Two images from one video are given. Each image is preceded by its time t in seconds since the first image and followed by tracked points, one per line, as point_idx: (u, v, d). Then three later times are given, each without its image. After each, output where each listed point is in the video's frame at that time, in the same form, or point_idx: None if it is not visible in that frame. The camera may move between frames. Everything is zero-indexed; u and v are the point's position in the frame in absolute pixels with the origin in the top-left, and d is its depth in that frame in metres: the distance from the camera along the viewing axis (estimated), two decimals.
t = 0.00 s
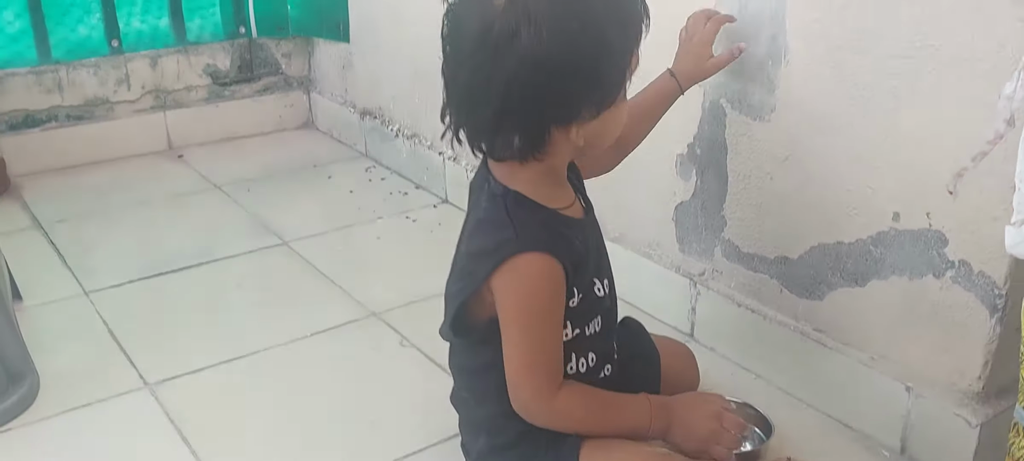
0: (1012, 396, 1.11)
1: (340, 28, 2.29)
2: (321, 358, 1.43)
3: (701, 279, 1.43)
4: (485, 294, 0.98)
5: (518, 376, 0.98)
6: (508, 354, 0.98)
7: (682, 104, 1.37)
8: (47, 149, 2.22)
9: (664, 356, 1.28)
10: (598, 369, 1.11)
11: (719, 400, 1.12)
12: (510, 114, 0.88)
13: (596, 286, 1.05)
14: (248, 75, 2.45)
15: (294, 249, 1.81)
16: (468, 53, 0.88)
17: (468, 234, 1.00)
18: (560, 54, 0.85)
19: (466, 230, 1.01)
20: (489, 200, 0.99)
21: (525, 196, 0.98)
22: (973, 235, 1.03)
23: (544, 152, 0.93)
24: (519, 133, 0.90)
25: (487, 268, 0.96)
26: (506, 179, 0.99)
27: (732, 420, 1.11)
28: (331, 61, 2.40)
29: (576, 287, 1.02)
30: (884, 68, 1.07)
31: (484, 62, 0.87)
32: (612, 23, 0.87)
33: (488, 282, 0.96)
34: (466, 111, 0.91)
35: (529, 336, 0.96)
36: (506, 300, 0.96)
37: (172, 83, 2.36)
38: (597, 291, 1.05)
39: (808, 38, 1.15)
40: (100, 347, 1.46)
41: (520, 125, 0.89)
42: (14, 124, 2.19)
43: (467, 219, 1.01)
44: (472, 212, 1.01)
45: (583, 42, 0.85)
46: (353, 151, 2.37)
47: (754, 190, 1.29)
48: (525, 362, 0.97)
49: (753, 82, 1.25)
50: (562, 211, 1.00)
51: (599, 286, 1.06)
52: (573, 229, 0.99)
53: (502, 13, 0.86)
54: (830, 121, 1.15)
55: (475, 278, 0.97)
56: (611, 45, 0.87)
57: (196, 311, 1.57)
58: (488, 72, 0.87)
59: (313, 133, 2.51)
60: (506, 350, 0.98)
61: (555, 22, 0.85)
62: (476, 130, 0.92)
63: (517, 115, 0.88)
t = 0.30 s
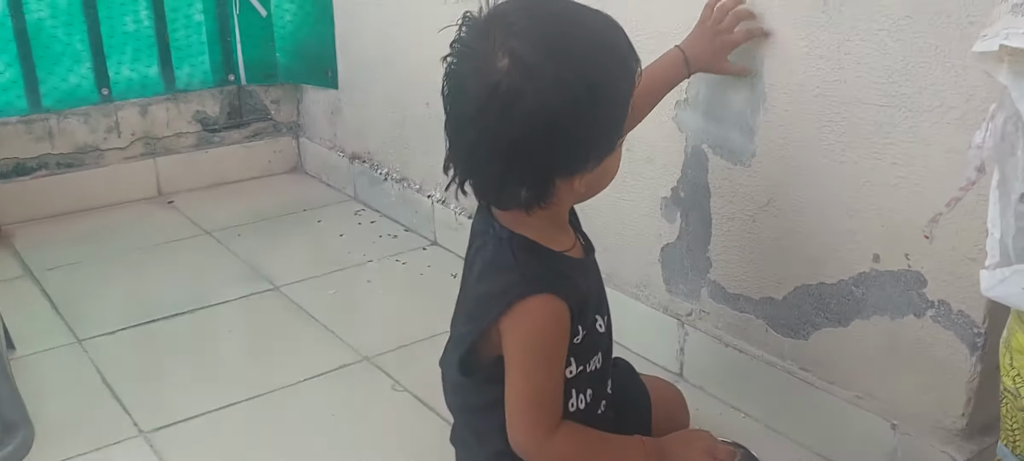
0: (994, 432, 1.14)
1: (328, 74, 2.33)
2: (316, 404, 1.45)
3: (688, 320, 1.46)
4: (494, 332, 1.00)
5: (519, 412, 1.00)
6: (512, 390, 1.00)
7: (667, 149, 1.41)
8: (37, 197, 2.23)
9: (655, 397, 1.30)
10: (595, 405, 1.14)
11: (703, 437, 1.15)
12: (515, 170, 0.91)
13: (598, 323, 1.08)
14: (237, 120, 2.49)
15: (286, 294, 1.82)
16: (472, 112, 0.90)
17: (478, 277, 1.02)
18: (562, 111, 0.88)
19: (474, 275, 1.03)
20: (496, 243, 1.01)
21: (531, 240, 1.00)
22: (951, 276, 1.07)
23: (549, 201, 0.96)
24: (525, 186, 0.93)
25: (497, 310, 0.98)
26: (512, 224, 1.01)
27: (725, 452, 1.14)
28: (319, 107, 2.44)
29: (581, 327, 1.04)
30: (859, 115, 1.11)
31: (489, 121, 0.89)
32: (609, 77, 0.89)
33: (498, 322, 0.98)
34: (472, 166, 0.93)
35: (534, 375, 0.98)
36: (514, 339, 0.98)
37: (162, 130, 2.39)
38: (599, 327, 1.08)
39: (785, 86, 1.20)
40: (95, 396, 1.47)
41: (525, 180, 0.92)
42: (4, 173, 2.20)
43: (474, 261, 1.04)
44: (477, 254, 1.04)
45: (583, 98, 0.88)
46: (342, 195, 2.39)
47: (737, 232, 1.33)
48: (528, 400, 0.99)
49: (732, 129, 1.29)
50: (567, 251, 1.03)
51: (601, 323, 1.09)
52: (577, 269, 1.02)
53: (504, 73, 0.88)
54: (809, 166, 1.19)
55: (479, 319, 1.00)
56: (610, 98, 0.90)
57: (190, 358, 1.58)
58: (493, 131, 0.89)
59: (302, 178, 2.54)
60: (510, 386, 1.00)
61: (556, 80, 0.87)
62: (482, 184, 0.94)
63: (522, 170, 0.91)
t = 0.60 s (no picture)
0: (951, 429, 1.15)
1: (280, 84, 2.29)
2: (273, 423, 1.41)
3: (647, 324, 1.45)
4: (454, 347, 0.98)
5: (477, 430, 0.98)
6: (470, 406, 0.98)
7: (621, 154, 1.40)
8: None
9: (617, 405, 1.29)
10: (556, 416, 1.13)
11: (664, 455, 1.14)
12: (466, 190, 0.90)
13: (559, 336, 1.07)
14: (187, 133, 2.44)
15: (241, 311, 1.79)
16: (421, 131, 0.89)
17: (435, 293, 1.00)
18: (510, 132, 0.86)
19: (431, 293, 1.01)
20: (454, 258, 0.99)
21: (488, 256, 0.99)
22: (904, 275, 1.07)
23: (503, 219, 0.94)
24: (476, 207, 0.91)
25: (455, 326, 0.96)
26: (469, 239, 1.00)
27: None
28: (271, 117, 2.40)
29: (540, 341, 1.03)
30: (810, 115, 1.11)
31: (437, 141, 0.87)
32: (560, 96, 0.87)
33: (456, 338, 0.97)
34: (423, 185, 0.92)
35: (492, 392, 0.96)
36: (471, 356, 0.96)
37: (111, 145, 2.33)
38: (559, 341, 1.07)
39: (736, 88, 1.19)
40: (43, 424, 1.42)
41: (476, 200, 0.90)
42: None
43: (433, 276, 1.02)
44: (435, 270, 1.02)
45: (532, 118, 0.86)
46: (297, 206, 2.36)
47: (692, 235, 1.32)
48: (485, 417, 0.97)
49: (687, 132, 1.28)
50: (527, 267, 1.01)
51: (561, 337, 1.08)
52: (537, 284, 1.01)
53: (452, 92, 0.86)
54: (762, 168, 1.19)
55: (437, 331, 0.98)
56: (562, 118, 0.88)
57: (142, 380, 1.54)
58: (442, 151, 0.88)
59: (255, 190, 2.50)
60: (469, 402, 0.98)
61: (504, 100, 0.85)
62: (434, 203, 0.93)
63: (472, 191, 0.89)
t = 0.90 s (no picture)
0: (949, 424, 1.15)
1: (275, 83, 2.29)
2: (271, 424, 1.41)
3: (645, 322, 1.45)
4: (451, 350, 0.98)
5: (476, 431, 0.97)
6: (469, 408, 0.97)
7: (617, 152, 1.40)
8: None
9: (614, 403, 1.29)
10: (553, 415, 1.13)
11: None
12: (455, 201, 0.90)
13: (556, 336, 1.07)
14: (183, 134, 2.43)
15: (237, 312, 1.78)
16: (414, 140, 0.90)
17: (433, 295, 1.00)
18: (499, 146, 0.86)
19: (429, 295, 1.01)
20: (452, 260, 0.99)
21: (484, 260, 0.98)
22: (901, 271, 1.07)
23: (497, 227, 0.94)
24: (467, 218, 0.91)
25: (453, 330, 0.96)
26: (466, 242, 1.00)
27: None
28: (266, 117, 2.39)
29: (537, 343, 1.03)
30: (807, 112, 1.11)
31: (428, 152, 0.88)
32: (551, 111, 0.86)
33: (454, 340, 0.97)
34: (417, 193, 0.93)
35: (491, 393, 0.96)
36: (469, 357, 0.96)
37: (106, 147, 2.32)
38: (556, 341, 1.07)
39: (731, 85, 1.19)
40: (39, 427, 1.41)
41: (466, 211, 0.91)
42: None
43: (430, 277, 1.02)
44: (432, 271, 1.02)
45: (522, 133, 0.86)
46: (293, 207, 2.35)
47: (689, 232, 1.32)
48: (485, 419, 0.97)
49: (682, 129, 1.28)
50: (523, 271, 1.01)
51: (558, 336, 1.08)
52: (534, 286, 1.01)
53: (443, 104, 0.87)
54: (759, 165, 1.19)
55: (435, 332, 0.98)
56: (552, 133, 0.87)
57: (139, 382, 1.54)
58: (433, 162, 0.88)
59: (251, 190, 2.49)
60: (467, 404, 0.98)
61: (494, 115, 0.85)
62: (427, 211, 0.94)
63: (463, 203, 0.90)
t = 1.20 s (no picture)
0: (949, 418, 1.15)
1: (272, 79, 2.28)
2: (269, 421, 1.41)
3: (644, 317, 1.45)
4: (457, 342, 0.98)
5: (480, 424, 0.97)
6: (474, 401, 0.97)
7: (616, 146, 1.40)
8: None
9: (614, 398, 1.29)
10: (554, 409, 1.13)
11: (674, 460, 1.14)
12: (462, 203, 0.90)
13: (559, 329, 1.07)
14: (179, 129, 2.42)
15: (235, 307, 1.78)
16: (420, 144, 0.89)
17: (438, 289, 0.99)
18: (504, 151, 0.85)
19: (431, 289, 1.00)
20: (455, 254, 0.99)
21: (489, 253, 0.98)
22: (902, 265, 1.07)
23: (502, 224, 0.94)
24: (473, 218, 0.92)
25: (460, 323, 0.95)
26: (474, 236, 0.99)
27: None
28: (263, 113, 2.39)
29: (542, 336, 1.02)
30: (807, 105, 1.11)
31: (434, 155, 0.88)
32: (556, 115, 0.86)
33: (460, 333, 0.96)
34: (423, 194, 0.93)
35: (497, 388, 0.96)
36: (476, 351, 0.95)
37: (103, 142, 2.31)
38: (558, 334, 1.06)
39: (730, 79, 1.19)
40: (37, 424, 1.41)
41: (474, 212, 0.91)
42: None
43: (434, 271, 1.01)
44: (437, 265, 1.01)
45: (527, 137, 0.85)
46: (290, 202, 2.35)
47: (688, 227, 1.32)
48: (489, 412, 0.96)
49: (681, 123, 1.28)
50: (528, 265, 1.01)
51: (561, 330, 1.07)
52: (540, 279, 1.00)
53: (448, 109, 0.86)
54: (759, 159, 1.18)
55: (437, 326, 0.97)
56: (558, 137, 0.87)
57: (136, 378, 1.53)
58: (438, 165, 0.88)
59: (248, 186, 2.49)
60: (472, 397, 0.97)
61: (498, 120, 0.84)
62: (434, 211, 0.94)
63: (469, 204, 0.90)
